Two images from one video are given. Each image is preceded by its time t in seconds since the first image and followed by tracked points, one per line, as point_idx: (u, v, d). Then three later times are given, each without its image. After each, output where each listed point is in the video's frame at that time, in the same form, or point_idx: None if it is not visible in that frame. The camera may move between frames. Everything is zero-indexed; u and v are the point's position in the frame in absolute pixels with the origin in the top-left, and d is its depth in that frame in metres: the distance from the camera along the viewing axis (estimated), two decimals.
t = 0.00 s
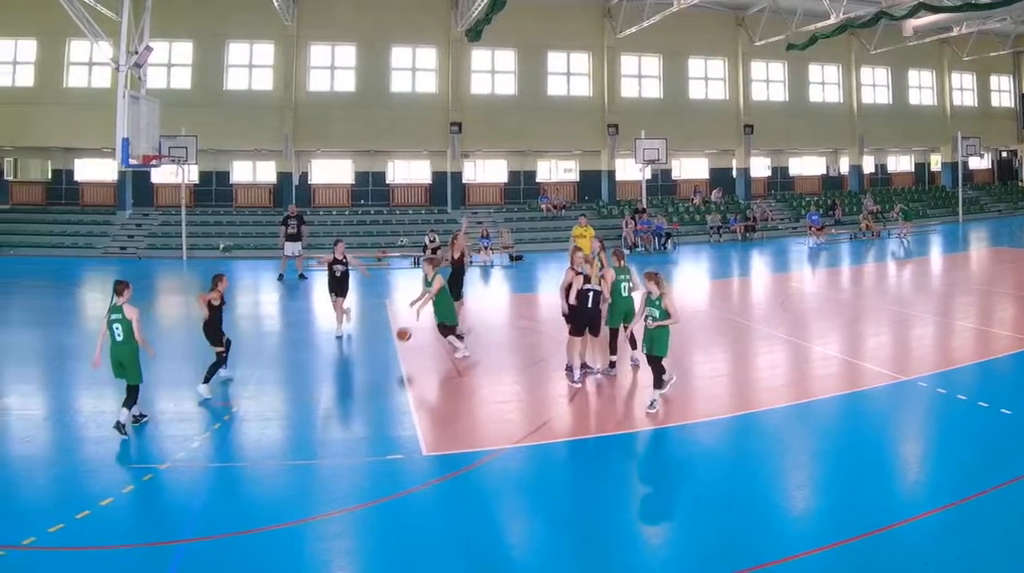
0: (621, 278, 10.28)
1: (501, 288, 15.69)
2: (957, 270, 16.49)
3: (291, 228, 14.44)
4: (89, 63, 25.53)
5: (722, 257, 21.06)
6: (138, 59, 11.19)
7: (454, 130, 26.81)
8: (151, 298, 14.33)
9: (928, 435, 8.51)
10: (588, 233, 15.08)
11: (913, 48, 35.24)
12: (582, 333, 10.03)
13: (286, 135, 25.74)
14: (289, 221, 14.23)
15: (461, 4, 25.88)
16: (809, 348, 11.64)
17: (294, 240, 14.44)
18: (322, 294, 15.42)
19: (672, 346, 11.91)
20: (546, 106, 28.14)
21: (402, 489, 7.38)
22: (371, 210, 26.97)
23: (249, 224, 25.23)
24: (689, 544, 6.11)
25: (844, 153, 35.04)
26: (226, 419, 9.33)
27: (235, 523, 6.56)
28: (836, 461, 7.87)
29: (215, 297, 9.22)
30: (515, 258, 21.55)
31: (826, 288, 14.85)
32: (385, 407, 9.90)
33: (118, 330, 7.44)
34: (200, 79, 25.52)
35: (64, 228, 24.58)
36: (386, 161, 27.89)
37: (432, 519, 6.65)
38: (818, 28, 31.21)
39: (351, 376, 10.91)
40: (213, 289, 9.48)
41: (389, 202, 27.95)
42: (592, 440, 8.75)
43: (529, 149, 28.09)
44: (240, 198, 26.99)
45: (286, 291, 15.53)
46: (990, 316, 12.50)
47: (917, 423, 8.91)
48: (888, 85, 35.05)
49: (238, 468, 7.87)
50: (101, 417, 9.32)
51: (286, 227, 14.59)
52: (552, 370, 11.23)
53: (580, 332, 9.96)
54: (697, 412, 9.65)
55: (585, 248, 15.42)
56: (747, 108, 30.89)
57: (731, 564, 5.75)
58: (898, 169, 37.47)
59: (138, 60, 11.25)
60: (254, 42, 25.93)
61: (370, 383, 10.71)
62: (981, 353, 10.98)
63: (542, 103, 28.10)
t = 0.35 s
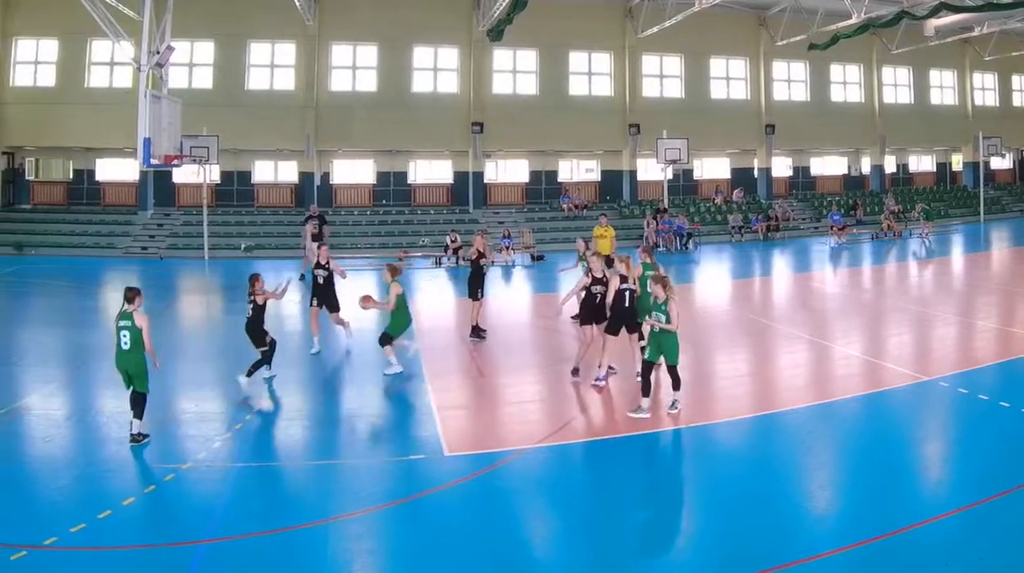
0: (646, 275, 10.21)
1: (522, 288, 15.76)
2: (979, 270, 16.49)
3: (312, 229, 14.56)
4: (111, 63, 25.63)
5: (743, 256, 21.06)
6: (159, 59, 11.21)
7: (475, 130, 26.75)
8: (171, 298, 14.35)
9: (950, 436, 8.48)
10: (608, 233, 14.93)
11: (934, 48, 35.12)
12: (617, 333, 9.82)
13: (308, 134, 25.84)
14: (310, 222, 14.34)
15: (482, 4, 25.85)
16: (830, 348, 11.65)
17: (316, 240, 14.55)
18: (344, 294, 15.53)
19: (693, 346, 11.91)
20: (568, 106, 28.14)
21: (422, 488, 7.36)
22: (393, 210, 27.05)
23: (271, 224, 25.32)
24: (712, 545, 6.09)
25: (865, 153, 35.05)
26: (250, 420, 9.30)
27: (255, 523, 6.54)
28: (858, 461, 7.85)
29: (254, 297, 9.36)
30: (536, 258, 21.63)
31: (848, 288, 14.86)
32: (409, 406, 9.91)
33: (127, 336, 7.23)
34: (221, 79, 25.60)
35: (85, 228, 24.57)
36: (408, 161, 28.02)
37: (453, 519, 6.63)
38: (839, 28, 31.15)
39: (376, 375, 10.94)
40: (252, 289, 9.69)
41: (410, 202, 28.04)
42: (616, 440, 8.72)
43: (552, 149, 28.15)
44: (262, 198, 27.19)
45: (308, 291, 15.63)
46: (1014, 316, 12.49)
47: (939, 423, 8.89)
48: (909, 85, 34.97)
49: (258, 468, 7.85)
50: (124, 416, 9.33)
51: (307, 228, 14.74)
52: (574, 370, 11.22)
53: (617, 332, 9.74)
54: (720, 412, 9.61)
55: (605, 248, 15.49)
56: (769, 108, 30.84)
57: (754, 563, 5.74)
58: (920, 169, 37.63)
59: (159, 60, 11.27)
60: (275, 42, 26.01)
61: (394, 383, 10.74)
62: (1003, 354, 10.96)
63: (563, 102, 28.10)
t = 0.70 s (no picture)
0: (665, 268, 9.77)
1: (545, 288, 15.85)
2: (1001, 271, 16.50)
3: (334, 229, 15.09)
4: (133, 63, 25.59)
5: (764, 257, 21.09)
6: (182, 59, 11.24)
7: (498, 130, 26.81)
8: (194, 298, 14.40)
9: (975, 437, 8.31)
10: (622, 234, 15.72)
11: (957, 48, 34.94)
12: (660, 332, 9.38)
13: (331, 134, 25.97)
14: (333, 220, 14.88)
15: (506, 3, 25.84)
16: (853, 348, 11.65)
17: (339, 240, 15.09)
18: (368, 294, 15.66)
19: (716, 346, 11.92)
20: (591, 105, 28.13)
21: (446, 488, 7.09)
22: (415, 210, 27.18)
23: (294, 224, 25.42)
24: (739, 544, 5.85)
25: (888, 153, 34.88)
26: (273, 420, 9.11)
27: (264, 521, 6.31)
28: (883, 460, 7.65)
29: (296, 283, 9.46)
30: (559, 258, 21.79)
31: (870, 289, 14.86)
32: (430, 406, 9.79)
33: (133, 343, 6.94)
34: (243, 79, 25.77)
35: (107, 228, 24.62)
36: (431, 161, 28.05)
37: (479, 519, 6.36)
38: (863, 28, 31.04)
39: (398, 375, 10.91)
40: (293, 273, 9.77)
41: (433, 202, 28.11)
42: (638, 439, 8.51)
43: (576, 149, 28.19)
44: (285, 198, 27.25)
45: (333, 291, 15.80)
46: None
47: (963, 424, 8.72)
48: (932, 86, 34.75)
49: (268, 466, 7.62)
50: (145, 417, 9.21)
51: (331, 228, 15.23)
52: (595, 369, 11.16)
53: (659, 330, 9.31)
54: (743, 410, 9.49)
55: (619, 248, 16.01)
56: (792, 109, 30.76)
57: (775, 564, 5.51)
58: (942, 169, 37.42)
59: (182, 60, 11.30)
60: (298, 43, 26.09)
61: (417, 382, 10.67)
62: None
63: (586, 102, 28.10)
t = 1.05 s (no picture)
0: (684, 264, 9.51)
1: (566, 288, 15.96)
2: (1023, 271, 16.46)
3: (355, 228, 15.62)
4: (155, 63, 25.58)
5: (786, 257, 21.10)
6: (203, 59, 11.21)
7: (520, 130, 26.88)
8: (216, 298, 14.44)
9: (996, 437, 8.29)
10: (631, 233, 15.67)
11: (978, 48, 34.83)
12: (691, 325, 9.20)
13: (352, 135, 26.01)
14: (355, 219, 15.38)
15: (526, 3, 25.83)
16: (875, 348, 11.64)
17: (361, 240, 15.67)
18: (391, 294, 15.77)
19: (738, 346, 11.93)
20: (613, 105, 28.13)
21: (468, 488, 7.07)
22: (436, 210, 27.18)
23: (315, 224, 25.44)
24: (756, 544, 5.85)
25: (910, 153, 34.73)
26: (293, 420, 9.10)
27: (285, 521, 6.30)
28: (903, 461, 7.63)
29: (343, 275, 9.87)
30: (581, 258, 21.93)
31: (892, 289, 14.86)
32: (454, 406, 9.77)
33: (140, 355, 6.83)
34: (265, 80, 25.84)
35: (129, 228, 24.66)
36: (452, 162, 28.10)
37: (499, 519, 6.34)
38: (884, 28, 31.03)
39: (421, 374, 10.93)
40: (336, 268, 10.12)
41: (455, 202, 28.06)
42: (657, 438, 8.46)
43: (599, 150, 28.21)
44: (306, 198, 27.29)
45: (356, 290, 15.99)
46: None
47: (984, 424, 8.70)
48: (955, 85, 34.67)
49: (287, 466, 7.60)
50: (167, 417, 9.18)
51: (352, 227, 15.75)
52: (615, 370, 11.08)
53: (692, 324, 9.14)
54: (763, 411, 9.43)
55: (630, 248, 16.00)
56: (813, 109, 30.76)
57: (796, 564, 5.49)
58: (964, 169, 37.01)
59: (203, 60, 11.27)
60: (320, 43, 26.14)
61: (440, 382, 10.67)
62: None
63: (608, 103, 28.09)
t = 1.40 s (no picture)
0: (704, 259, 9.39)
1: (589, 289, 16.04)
2: None
3: (378, 228, 15.89)
4: (177, 63, 25.70)
5: (808, 257, 21.13)
6: (225, 58, 11.26)
7: (541, 131, 26.80)
8: (237, 298, 14.44)
9: (1020, 438, 8.18)
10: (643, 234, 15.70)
11: (999, 48, 34.75)
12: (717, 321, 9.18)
13: (374, 135, 26.05)
14: (376, 220, 15.59)
15: (547, 4, 25.88)
16: (896, 348, 11.64)
17: (382, 239, 15.87)
18: (412, 294, 15.86)
19: (761, 346, 11.93)
20: (634, 105, 28.12)
21: (491, 487, 6.89)
22: (458, 210, 27.22)
23: (335, 224, 25.47)
24: (786, 543, 5.67)
25: (931, 153, 34.68)
26: (313, 420, 8.98)
27: (301, 518, 6.16)
28: (927, 460, 7.51)
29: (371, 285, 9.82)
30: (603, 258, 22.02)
31: (913, 289, 14.87)
32: (479, 405, 9.72)
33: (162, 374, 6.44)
34: (287, 79, 25.87)
35: (150, 228, 24.64)
36: (474, 162, 28.15)
37: (528, 518, 6.14)
38: (906, 28, 31.05)
39: (443, 374, 10.90)
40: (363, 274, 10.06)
41: (476, 202, 28.13)
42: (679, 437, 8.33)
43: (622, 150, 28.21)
44: (328, 198, 27.36)
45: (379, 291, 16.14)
46: None
47: (1006, 425, 8.59)
48: (976, 85, 34.59)
49: (301, 465, 7.46)
50: (190, 416, 9.11)
51: (375, 227, 15.99)
52: (638, 370, 11.04)
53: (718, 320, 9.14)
54: (786, 410, 9.35)
55: (642, 249, 16.00)
56: (834, 109, 30.69)
57: (822, 563, 5.35)
58: (986, 170, 36.79)
59: (225, 60, 11.34)
60: (341, 43, 26.19)
61: (464, 382, 10.65)
62: None
63: (629, 103, 28.08)
